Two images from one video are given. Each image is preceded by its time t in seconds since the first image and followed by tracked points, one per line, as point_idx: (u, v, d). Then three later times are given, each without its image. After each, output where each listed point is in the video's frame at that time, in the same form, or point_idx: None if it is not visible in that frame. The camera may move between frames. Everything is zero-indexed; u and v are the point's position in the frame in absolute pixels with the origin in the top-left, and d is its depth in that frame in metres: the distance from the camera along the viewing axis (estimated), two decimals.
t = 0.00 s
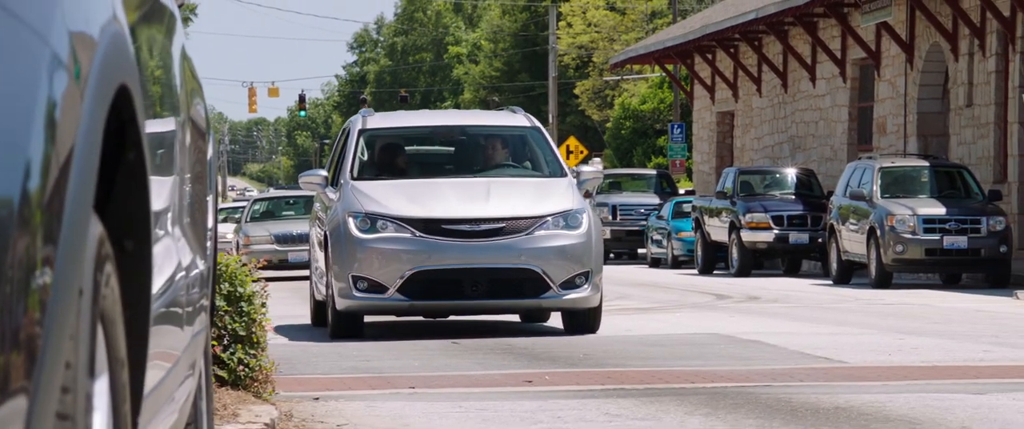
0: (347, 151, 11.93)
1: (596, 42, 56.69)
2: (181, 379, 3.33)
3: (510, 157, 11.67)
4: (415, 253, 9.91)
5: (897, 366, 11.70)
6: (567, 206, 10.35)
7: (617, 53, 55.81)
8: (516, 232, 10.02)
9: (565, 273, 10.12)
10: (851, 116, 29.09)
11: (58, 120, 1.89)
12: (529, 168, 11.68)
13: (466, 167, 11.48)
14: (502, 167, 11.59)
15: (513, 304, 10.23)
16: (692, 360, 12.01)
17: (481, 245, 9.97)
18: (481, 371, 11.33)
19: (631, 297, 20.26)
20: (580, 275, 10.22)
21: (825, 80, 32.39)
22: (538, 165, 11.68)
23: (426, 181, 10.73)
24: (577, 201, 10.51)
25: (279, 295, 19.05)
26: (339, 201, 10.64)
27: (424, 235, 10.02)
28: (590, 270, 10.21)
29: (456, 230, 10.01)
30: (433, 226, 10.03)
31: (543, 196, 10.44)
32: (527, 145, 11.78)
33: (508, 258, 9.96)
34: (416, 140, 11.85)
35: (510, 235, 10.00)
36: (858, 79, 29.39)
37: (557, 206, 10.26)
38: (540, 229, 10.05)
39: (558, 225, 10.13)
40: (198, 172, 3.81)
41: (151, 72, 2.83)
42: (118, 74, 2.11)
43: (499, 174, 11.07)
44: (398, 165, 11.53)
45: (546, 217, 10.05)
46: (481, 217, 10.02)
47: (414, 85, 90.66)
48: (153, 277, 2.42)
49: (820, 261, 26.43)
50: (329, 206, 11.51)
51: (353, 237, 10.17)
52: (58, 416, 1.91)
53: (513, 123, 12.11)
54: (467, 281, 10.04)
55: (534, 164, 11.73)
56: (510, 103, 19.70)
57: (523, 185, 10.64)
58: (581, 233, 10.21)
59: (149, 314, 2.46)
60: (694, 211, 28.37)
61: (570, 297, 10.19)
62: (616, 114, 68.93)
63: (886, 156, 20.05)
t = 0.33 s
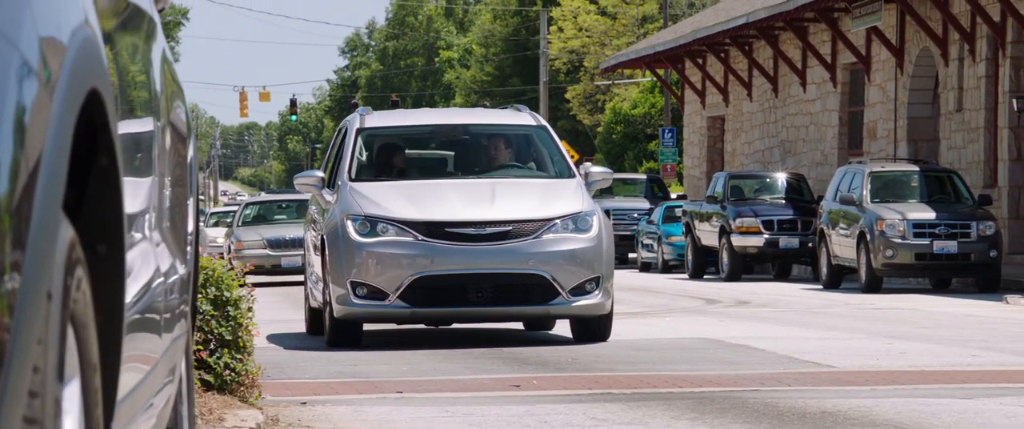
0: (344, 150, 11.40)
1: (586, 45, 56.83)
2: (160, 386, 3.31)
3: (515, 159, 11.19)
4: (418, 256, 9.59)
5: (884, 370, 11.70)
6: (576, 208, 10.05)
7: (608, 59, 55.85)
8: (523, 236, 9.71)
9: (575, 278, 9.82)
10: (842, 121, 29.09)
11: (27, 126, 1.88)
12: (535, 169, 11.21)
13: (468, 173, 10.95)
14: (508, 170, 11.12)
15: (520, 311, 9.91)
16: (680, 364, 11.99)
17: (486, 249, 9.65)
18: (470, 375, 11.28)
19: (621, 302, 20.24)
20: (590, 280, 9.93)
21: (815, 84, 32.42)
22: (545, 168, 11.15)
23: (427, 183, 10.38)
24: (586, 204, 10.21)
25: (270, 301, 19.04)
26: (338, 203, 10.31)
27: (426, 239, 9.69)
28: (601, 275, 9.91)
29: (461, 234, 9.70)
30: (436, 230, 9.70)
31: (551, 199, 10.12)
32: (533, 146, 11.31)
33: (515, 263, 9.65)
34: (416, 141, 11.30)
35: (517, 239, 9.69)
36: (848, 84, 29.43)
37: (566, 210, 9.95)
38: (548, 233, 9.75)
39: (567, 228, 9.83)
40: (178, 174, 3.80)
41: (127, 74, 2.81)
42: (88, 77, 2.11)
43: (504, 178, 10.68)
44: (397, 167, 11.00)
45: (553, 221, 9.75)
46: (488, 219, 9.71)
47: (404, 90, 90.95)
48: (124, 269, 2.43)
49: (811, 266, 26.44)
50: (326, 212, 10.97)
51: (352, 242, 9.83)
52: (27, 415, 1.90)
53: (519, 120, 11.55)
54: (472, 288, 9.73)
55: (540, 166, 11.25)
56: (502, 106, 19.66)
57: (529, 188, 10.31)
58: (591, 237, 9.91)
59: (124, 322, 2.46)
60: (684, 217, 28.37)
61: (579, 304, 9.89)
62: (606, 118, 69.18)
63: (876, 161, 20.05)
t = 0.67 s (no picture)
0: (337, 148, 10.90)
1: (573, 49, 57.01)
2: (133, 390, 3.31)
3: (516, 158, 10.71)
4: (416, 259, 9.15)
5: (868, 374, 11.69)
6: (581, 209, 9.63)
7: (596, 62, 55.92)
8: (525, 238, 9.29)
9: (581, 282, 9.40)
10: (829, 124, 29.11)
11: None
12: (537, 168, 10.72)
13: (467, 173, 10.46)
14: (507, 169, 10.63)
15: (522, 316, 9.48)
16: (666, 366, 11.99)
17: (487, 250, 9.23)
18: (453, 378, 11.24)
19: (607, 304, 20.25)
20: (596, 284, 9.52)
21: (801, 88, 32.48)
22: (546, 167, 10.65)
23: (424, 181, 9.94)
24: (591, 205, 9.78)
25: (256, 304, 19.05)
26: (331, 202, 9.85)
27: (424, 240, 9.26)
28: (607, 279, 9.49)
29: (461, 235, 9.27)
30: (435, 231, 9.27)
31: (553, 199, 9.70)
32: (535, 144, 10.83)
33: (517, 266, 9.23)
34: (413, 139, 10.81)
35: (520, 241, 9.27)
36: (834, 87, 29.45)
37: (570, 210, 9.55)
38: (551, 235, 9.34)
39: (571, 230, 9.43)
40: (155, 178, 3.82)
41: (99, 75, 2.82)
42: (51, 81, 2.12)
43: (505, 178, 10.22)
44: (393, 166, 10.52)
45: (556, 220, 9.36)
46: (489, 221, 9.28)
47: (392, 94, 91.28)
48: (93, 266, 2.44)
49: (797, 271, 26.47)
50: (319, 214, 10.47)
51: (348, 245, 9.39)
52: None
53: (520, 117, 11.05)
54: (473, 292, 9.29)
55: (541, 164, 10.77)
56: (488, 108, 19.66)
57: (534, 186, 9.87)
58: (597, 238, 9.51)
59: (92, 324, 2.47)
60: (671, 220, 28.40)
61: (583, 310, 9.46)
62: (593, 121, 69.45)
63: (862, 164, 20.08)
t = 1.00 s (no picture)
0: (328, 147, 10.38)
1: (560, 51, 57.14)
2: (109, 393, 3.31)
3: (515, 158, 10.22)
4: (413, 263, 8.68)
5: (852, 376, 11.68)
6: (582, 211, 9.15)
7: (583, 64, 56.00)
8: (526, 242, 8.83)
9: (583, 287, 8.94)
10: (816, 126, 29.10)
11: None
12: (537, 168, 10.21)
13: (464, 173, 9.95)
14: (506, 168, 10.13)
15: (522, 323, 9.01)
16: (651, 367, 11.98)
17: (487, 255, 8.76)
18: (437, 379, 11.20)
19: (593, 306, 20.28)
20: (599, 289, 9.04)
21: (787, 91, 32.51)
22: (546, 167, 10.17)
23: (419, 181, 9.47)
24: (593, 207, 9.29)
25: (244, 306, 19.08)
26: (321, 204, 9.36)
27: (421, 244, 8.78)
28: (610, 284, 9.02)
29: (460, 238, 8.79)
30: (432, 234, 8.80)
31: (554, 201, 9.22)
32: (534, 143, 10.33)
33: (517, 271, 8.76)
34: (406, 137, 10.29)
35: (520, 244, 8.79)
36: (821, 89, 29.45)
37: (572, 212, 9.10)
38: (553, 238, 8.87)
39: (574, 233, 8.97)
40: (132, 180, 3.81)
41: (71, 74, 2.81)
42: (19, 81, 2.12)
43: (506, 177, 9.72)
44: (386, 166, 10.00)
45: (558, 223, 8.90)
46: (488, 223, 8.80)
47: (379, 96, 91.59)
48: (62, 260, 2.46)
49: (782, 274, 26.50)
50: (310, 215, 9.96)
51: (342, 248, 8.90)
52: None
53: (518, 115, 10.56)
54: (470, 298, 8.82)
55: (539, 164, 10.27)
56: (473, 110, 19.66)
57: (534, 188, 9.40)
58: (600, 243, 9.05)
59: (63, 328, 2.47)
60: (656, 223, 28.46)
61: (585, 317, 8.98)
62: (580, 124, 69.72)
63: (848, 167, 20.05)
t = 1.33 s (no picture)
0: (324, 145, 10.19)
1: (549, 54, 57.22)
2: (91, 396, 3.29)
3: (517, 158, 10.07)
4: (410, 266, 8.44)
5: (840, 377, 11.70)
6: (586, 214, 8.90)
7: (572, 63, 55.98)
8: (527, 244, 8.57)
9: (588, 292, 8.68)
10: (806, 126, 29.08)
11: None
12: (537, 168, 10.04)
13: (463, 173, 9.78)
14: (507, 169, 9.97)
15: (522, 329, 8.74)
16: (637, 368, 11.96)
17: (487, 258, 8.51)
18: (426, 380, 11.18)
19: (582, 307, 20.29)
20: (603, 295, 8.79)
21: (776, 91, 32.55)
22: (548, 167, 10.01)
23: (418, 183, 9.24)
24: (598, 210, 9.04)
25: (235, 308, 19.10)
26: (319, 205, 9.12)
27: (420, 247, 8.54)
28: (615, 289, 8.76)
29: (459, 240, 8.55)
30: (430, 236, 8.55)
31: (557, 203, 8.97)
32: (535, 144, 10.17)
33: (519, 274, 8.51)
34: (404, 135, 10.10)
35: (523, 247, 8.55)
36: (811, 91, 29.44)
37: (576, 214, 8.85)
38: (554, 241, 8.62)
39: (577, 236, 8.73)
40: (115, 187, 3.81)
41: (54, 75, 2.81)
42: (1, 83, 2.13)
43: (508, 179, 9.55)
44: (385, 166, 9.81)
45: (560, 225, 8.66)
46: (490, 225, 8.56)
47: (369, 97, 91.65)
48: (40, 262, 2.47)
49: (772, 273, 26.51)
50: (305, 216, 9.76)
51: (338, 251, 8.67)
52: None
53: (519, 115, 10.39)
54: (470, 302, 8.57)
55: (541, 164, 10.11)
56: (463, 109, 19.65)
57: (536, 190, 9.17)
58: (604, 246, 8.80)
59: (42, 325, 2.49)
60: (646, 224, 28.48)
61: (589, 322, 8.71)
62: (569, 125, 69.80)
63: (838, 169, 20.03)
